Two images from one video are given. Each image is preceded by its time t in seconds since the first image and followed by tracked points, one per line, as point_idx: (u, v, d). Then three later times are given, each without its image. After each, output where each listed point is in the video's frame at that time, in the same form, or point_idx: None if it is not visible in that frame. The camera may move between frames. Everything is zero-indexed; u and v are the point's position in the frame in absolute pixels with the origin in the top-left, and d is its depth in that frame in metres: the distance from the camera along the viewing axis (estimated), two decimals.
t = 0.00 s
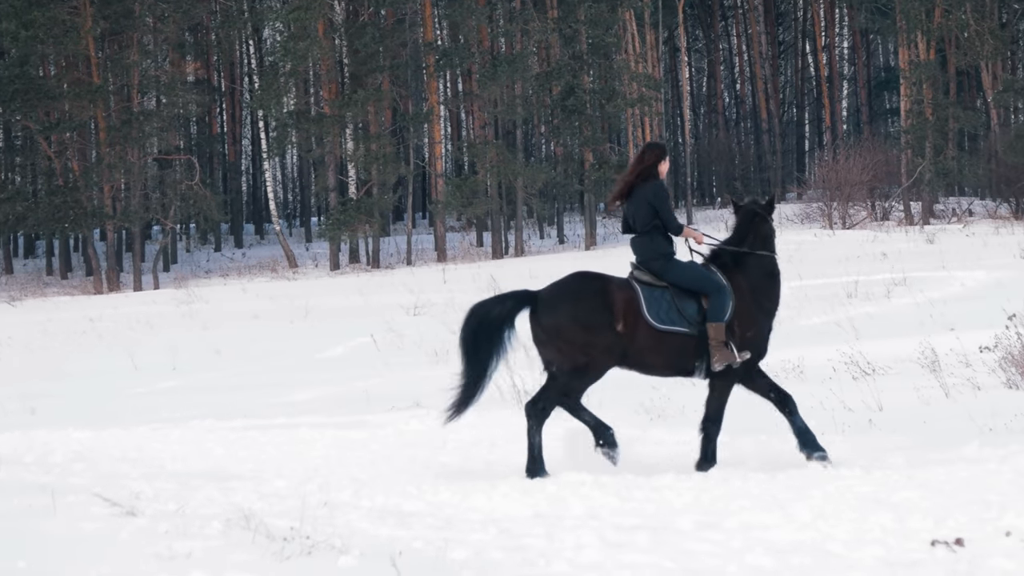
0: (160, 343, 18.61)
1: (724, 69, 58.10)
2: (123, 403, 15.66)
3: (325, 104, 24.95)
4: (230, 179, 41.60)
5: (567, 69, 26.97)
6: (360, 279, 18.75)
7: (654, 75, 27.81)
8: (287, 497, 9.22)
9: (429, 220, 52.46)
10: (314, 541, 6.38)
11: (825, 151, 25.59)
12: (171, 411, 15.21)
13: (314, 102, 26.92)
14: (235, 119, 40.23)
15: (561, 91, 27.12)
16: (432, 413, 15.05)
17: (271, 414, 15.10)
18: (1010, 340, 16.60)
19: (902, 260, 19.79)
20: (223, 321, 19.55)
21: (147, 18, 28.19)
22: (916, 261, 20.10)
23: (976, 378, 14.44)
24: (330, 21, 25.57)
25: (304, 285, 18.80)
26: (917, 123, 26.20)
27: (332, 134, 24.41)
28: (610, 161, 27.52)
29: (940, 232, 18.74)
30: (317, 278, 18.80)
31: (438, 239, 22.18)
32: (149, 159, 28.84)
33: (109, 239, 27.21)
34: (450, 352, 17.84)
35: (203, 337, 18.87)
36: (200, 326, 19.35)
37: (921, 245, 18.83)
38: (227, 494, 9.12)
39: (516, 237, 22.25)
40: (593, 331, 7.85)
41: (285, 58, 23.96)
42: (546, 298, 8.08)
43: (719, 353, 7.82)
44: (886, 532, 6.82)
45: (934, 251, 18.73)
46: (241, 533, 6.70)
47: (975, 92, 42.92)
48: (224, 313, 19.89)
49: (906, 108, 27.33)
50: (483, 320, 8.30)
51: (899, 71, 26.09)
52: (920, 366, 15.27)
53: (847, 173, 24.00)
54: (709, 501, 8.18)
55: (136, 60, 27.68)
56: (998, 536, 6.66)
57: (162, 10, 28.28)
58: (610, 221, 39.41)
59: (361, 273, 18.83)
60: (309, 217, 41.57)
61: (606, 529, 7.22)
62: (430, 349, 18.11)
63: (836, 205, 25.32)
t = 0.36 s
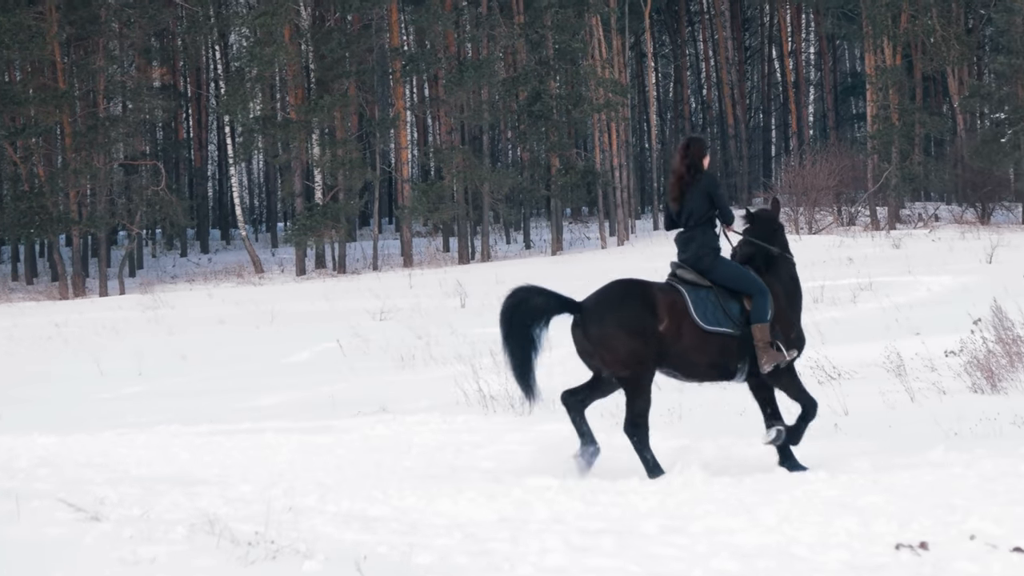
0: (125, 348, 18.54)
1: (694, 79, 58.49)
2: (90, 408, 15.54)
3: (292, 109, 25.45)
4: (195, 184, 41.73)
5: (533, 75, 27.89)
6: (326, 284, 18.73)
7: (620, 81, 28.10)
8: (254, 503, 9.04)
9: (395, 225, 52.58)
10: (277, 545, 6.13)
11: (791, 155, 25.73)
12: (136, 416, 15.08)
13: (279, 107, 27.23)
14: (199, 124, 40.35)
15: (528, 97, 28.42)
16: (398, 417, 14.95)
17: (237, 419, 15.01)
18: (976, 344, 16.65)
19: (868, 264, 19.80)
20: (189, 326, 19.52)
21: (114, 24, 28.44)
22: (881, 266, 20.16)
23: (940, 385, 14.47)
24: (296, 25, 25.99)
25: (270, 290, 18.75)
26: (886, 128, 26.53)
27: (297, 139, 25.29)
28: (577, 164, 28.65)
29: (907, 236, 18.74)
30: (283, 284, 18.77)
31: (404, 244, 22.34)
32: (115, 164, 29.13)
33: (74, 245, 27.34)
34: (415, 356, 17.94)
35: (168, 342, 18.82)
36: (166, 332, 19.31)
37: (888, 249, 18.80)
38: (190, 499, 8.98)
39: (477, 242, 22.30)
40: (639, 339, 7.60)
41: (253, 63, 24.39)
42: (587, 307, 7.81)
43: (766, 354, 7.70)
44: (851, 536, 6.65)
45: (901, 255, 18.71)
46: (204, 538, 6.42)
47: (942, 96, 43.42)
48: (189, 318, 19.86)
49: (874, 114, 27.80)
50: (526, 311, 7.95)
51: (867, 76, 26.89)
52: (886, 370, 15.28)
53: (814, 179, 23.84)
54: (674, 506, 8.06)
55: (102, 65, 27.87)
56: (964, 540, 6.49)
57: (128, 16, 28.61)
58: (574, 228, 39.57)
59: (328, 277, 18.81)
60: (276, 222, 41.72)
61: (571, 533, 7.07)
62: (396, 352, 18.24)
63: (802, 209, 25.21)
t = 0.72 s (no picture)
0: (60, 348, 18.42)
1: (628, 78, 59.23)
2: (28, 410, 15.36)
3: (229, 109, 26.07)
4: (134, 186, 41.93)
5: (471, 77, 28.35)
6: (261, 284, 18.73)
7: (557, 82, 28.36)
8: (184, 504, 8.91)
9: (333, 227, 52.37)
10: (209, 548, 5.88)
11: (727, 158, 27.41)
12: (70, 417, 14.92)
13: (214, 108, 27.68)
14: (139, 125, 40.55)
15: (466, 98, 28.68)
16: (333, 418, 14.81)
17: (171, 419, 14.85)
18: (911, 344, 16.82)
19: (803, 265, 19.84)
20: (124, 327, 19.48)
21: (48, 24, 28.94)
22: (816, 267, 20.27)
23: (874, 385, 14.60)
24: (234, 25, 26.51)
25: (205, 291, 18.71)
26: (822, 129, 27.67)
27: (234, 139, 25.87)
28: (513, 164, 28.83)
29: (842, 237, 18.84)
30: (218, 284, 18.74)
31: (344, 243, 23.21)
32: (49, 164, 29.60)
33: (6, 246, 27.69)
34: (351, 357, 17.91)
35: (103, 342, 18.74)
36: (101, 332, 19.23)
37: (823, 249, 18.93)
38: (120, 500, 8.83)
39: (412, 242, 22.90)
40: (653, 338, 7.62)
41: (189, 63, 24.81)
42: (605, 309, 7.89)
43: (777, 350, 7.69)
44: (782, 536, 6.54)
45: (836, 255, 18.83)
46: (133, 539, 6.02)
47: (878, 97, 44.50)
48: (123, 318, 19.83)
49: (811, 114, 28.59)
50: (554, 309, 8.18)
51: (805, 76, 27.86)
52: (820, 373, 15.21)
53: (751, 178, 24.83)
54: (605, 509, 7.98)
55: (37, 66, 28.26)
56: (895, 540, 6.36)
57: (64, 16, 29.19)
58: (512, 229, 39.70)
59: (262, 279, 18.80)
60: (211, 221, 41.87)
61: (503, 533, 6.99)
62: (331, 353, 18.19)
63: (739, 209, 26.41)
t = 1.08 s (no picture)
0: None
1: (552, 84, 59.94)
2: None
3: (148, 114, 26.54)
4: (49, 191, 41.86)
5: (389, 80, 27.81)
6: (180, 290, 18.75)
7: (475, 87, 28.82)
8: (100, 511, 8.89)
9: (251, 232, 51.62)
10: (124, 554, 6.40)
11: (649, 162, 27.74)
12: None
13: (134, 114, 28.07)
14: (55, 129, 40.53)
15: (384, 103, 28.20)
16: (250, 425, 14.83)
17: (94, 421, 14.74)
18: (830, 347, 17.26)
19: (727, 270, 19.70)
20: (42, 333, 19.39)
21: None
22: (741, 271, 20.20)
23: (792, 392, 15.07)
24: (152, 30, 26.77)
25: (123, 296, 18.72)
26: (740, 134, 28.16)
27: (152, 144, 26.17)
28: (433, 170, 28.72)
29: (760, 243, 18.90)
30: (137, 290, 18.77)
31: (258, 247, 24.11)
32: None
33: None
34: (269, 363, 17.81)
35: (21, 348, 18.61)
36: (19, 338, 19.14)
37: (743, 255, 18.87)
38: (35, 507, 8.83)
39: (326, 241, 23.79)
40: (657, 333, 7.38)
41: (107, 68, 25.10)
42: (603, 303, 7.53)
43: (767, 360, 7.75)
44: (698, 542, 6.62)
45: (754, 261, 18.73)
46: (50, 547, 6.59)
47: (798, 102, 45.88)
48: (40, 323, 19.79)
49: (730, 120, 29.29)
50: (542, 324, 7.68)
51: (723, 83, 28.45)
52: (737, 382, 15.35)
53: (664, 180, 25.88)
54: (522, 513, 8.07)
55: None
56: (811, 545, 6.43)
57: None
58: (432, 234, 39.49)
59: (182, 285, 18.83)
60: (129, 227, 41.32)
61: (419, 541, 7.09)
62: (250, 360, 18.10)
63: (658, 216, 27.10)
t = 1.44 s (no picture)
0: None
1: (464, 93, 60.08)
2: None
3: (63, 119, 26.60)
4: None
5: (307, 86, 28.10)
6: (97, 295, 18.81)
7: (393, 92, 28.83)
8: (17, 520, 8.94)
9: (171, 237, 51.05)
10: (39, 560, 6.67)
11: (567, 169, 28.25)
12: None
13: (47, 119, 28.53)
14: None
15: (301, 108, 28.27)
16: (167, 429, 14.83)
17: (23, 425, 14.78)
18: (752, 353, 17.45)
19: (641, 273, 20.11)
20: None
21: None
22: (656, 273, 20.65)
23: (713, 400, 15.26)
24: (69, 34, 27.28)
25: (41, 301, 18.93)
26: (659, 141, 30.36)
27: (69, 148, 26.31)
28: (350, 175, 29.01)
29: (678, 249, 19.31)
30: (53, 295, 18.96)
31: (178, 252, 24.82)
32: None
33: None
34: (187, 368, 17.80)
35: None
36: None
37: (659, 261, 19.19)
38: None
39: (241, 245, 24.16)
40: (656, 337, 7.37)
41: (22, 71, 25.35)
42: (606, 308, 7.47)
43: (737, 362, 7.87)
44: (616, 547, 6.61)
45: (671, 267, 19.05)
46: None
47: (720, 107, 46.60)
48: None
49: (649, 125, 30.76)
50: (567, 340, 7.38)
51: (643, 88, 30.04)
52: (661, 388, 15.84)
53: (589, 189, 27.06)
54: (440, 519, 8.14)
55: None
56: (729, 551, 6.42)
57: None
58: (348, 239, 39.46)
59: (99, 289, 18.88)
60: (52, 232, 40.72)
61: (337, 546, 7.16)
62: (167, 364, 18.07)
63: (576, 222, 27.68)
